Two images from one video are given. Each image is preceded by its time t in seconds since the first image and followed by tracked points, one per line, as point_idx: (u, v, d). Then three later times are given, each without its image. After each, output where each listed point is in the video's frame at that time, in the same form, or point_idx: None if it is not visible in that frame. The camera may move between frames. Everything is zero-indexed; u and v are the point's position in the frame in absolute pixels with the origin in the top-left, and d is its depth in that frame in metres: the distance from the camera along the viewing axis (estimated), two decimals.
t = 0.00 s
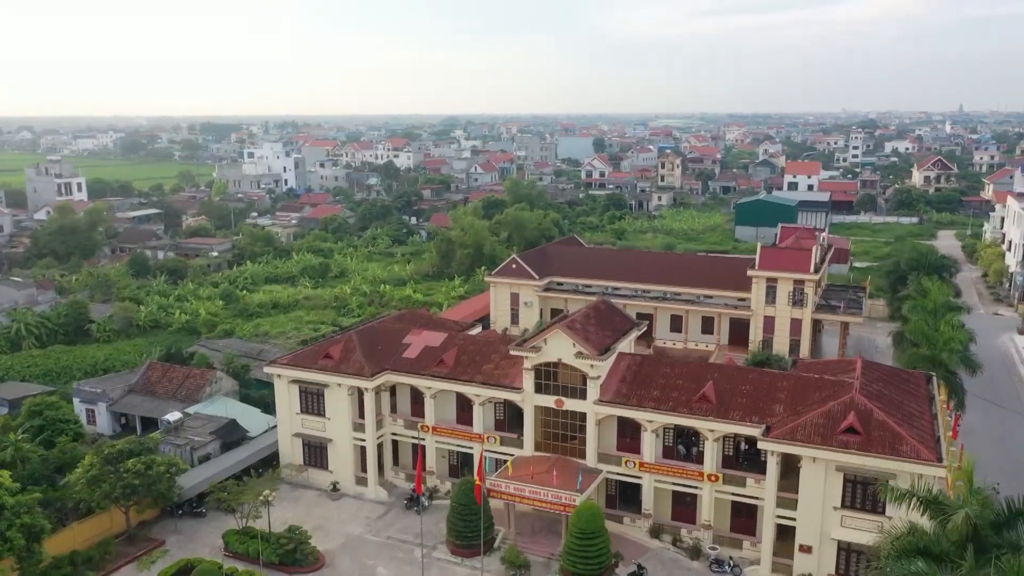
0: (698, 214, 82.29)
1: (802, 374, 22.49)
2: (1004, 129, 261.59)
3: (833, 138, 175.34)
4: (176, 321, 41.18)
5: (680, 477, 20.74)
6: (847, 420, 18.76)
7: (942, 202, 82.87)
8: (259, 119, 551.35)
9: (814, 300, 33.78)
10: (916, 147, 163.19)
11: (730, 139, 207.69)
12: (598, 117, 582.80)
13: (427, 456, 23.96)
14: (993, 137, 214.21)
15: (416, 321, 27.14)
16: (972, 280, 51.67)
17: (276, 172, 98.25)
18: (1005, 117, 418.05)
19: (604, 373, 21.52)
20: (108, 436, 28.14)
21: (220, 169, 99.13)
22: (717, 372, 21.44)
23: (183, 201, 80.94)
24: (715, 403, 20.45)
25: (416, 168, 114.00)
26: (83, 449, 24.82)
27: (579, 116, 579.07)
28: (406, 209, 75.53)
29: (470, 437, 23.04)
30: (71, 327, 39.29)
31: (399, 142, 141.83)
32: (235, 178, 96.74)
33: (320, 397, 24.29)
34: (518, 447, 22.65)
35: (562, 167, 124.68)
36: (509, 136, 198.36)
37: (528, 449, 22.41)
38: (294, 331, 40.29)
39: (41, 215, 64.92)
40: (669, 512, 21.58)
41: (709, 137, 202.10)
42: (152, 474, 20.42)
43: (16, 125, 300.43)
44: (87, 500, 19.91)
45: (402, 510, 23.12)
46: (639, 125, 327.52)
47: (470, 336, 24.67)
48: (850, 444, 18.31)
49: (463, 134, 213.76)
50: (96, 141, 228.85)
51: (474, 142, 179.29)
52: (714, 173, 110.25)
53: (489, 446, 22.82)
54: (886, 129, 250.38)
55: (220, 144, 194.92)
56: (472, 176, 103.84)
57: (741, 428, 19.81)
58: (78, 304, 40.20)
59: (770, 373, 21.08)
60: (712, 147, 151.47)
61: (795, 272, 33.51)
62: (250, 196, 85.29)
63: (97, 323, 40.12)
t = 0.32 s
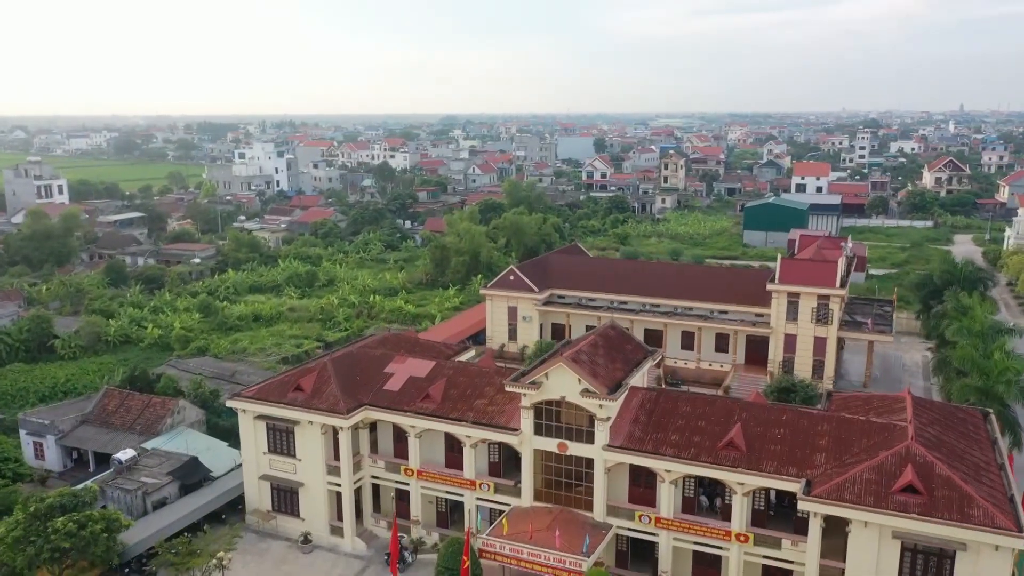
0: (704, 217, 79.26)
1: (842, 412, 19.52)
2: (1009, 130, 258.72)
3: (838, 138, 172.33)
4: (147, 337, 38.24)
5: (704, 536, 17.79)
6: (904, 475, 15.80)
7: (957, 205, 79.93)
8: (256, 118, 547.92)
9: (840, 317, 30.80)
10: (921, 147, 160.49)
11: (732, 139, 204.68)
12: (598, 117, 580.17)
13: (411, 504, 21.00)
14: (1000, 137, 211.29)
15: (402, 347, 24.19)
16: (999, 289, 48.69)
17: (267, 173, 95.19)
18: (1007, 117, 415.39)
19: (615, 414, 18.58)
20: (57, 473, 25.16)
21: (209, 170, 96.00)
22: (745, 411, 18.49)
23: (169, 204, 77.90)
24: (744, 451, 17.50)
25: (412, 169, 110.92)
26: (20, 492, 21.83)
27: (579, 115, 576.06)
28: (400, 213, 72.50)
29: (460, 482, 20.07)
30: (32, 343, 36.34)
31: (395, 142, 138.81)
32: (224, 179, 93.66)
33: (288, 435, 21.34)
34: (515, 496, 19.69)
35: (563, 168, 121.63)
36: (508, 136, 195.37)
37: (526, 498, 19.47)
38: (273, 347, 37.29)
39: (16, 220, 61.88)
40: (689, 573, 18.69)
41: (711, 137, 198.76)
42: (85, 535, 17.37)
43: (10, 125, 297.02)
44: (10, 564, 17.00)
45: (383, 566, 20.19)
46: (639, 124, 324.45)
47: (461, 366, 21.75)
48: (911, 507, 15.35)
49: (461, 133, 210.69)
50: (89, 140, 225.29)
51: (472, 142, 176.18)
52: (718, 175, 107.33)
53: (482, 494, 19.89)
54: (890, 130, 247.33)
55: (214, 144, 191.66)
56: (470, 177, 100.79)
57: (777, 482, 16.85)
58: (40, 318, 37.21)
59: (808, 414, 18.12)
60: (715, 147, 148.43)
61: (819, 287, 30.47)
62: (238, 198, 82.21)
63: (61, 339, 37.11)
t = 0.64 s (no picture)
0: (706, 218, 78.58)
1: (852, 421, 18.91)
2: (1010, 130, 258.01)
3: (839, 138, 171.64)
4: (141, 340, 37.65)
5: (711, 551, 17.16)
6: (919, 490, 15.18)
7: (960, 205, 79.26)
8: (256, 118, 547.46)
9: (846, 322, 30.18)
10: (922, 147, 159.92)
11: (733, 138, 204.05)
12: (597, 116, 579.67)
13: (407, 515, 20.37)
14: (1002, 136, 210.73)
15: (398, 353, 23.58)
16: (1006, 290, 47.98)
17: (265, 173, 94.51)
18: (1007, 117, 415.56)
19: (617, 424, 17.96)
20: (46, 482, 24.56)
21: (207, 169, 95.44)
22: (752, 421, 17.88)
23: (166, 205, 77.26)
24: (752, 463, 16.86)
25: (411, 169, 110.26)
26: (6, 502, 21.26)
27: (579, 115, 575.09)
28: (399, 213, 71.84)
29: (458, 494, 19.45)
30: (23, 347, 35.71)
31: (395, 142, 138.22)
32: (223, 180, 93.09)
33: (280, 445, 20.72)
34: (514, 509, 19.06)
35: (563, 168, 120.91)
36: (508, 135, 194.77)
37: (526, 511, 18.84)
38: (269, 351, 36.65)
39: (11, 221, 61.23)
40: None
41: (711, 137, 197.94)
42: (67, 551, 16.74)
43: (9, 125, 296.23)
44: None
45: None
46: (640, 124, 323.72)
47: (458, 373, 21.14)
48: (927, 523, 14.74)
49: (460, 133, 209.93)
50: (87, 139, 224.42)
51: (472, 142, 175.59)
52: (719, 175, 106.66)
53: (480, 506, 19.26)
54: (891, 130, 246.69)
55: (212, 144, 190.86)
56: (470, 177, 100.25)
57: (787, 496, 16.24)
58: (31, 320, 36.57)
59: (817, 424, 17.51)
60: (716, 147, 147.79)
61: (824, 290, 29.84)
62: (235, 199, 81.53)
63: (53, 342, 36.50)
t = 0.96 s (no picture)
0: (707, 219, 77.87)
1: (863, 433, 18.24)
2: (1011, 130, 257.25)
3: (840, 138, 170.96)
4: (134, 344, 36.94)
5: (720, 569, 16.45)
6: (937, 508, 14.47)
7: (965, 206, 78.52)
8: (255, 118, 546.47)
9: (853, 327, 29.44)
10: (923, 147, 159.32)
11: (733, 138, 203.30)
12: (597, 116, 578.92)
13: (403, 529, 19.67)
14: (1004, 136, 210.09)
15: (394, 361, 22.91)
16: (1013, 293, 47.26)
17: (263, 174, 93.71)
18: (1007, 117, 414.77)
19: (621, 437, 17.26)
20: (31, 492, 23.85)
21: (204, 169, 94.67)
22: (761, 434, 17.17)
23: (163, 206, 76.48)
24: (761, 478, 16.16)
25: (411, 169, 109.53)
26: None
27: (579, 114, 574.31)
28: (398, 214, 71.12)
29: (454, 508, 18.77)
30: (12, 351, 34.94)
31: (394, 142, 137.33)
32: (220, 180, 92.38)
33: (270, 457, 20.01)
34: (513, 524, 18.36)
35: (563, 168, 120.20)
36: (508, 135, 194.13)
37: (526, 526, 18.14)
38: (265, 355, 35.95)
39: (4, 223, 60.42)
40: None
41: (712, 137, 197.03)
42: (47, 570, 15.98)
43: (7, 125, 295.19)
44: None
45: None
46: (640, 124, 323.04)
47: (455, 382, 20.46)
48: (946, 544, 14.03)
49: (459, 133, 209.16)
50: (85, 139, 223.34)
51: (471, 142, 174.89)
52: (721, 175, 105.92)
53: (477, 520, 18.57)
54: (891, 129, 246.05)
55: (210, 145, 189.82)
56: (469, 177, 99.53)
57: (797, 513, 15.55)
58: (21, 324, 35.82)
59: (828, 437, 16.84)
60: (717, 147, 147.09)
61: (831, 294, 29.11)
62: (232, 199, 80.76)
63: (43, 346, 35.77)
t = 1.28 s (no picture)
0: (708, 220, 77.24)
1: (875, 445, 17.63)
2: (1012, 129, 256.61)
3: (841, 138, 170.37)
4: (127, 348, 36.33)
5: None
6: (955, 526, 13.83)
7: (969, 207, 77.84)
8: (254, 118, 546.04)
9: (859, 331, 28.80)
10: (924, 146, 158.79)
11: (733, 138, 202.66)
12: (597, 115, 578.33)
13: (398, 542, 19.04)
14: (1003, 136, 209.75)
15: (390, 369, 22.28)
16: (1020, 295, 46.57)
17: (261, 174, 93.03)
18: (1007, 116, 414.19)
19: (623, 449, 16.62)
20: (17, 502, 23.23)
21: (202, 170, 94.03)
22: (769, 447, 16.53)
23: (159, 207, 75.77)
24: (770, 493, 15.51)
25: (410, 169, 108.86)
26: None
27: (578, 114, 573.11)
28: (396, 215, 70.47)
29: (451, 522, 18.13)
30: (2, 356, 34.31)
31: (394, 142, 136.69)
32: (218, 180, 91.71)
33: (261, 468, 19.38)
34: (511, 539, 17.72)
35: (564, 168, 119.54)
36: (508, 135, 193.62)
37: (525, 541, 17.50)
38: (259, 359, 35.32)
39: None
40: None
41: (712, 137, 196.40)
42: None
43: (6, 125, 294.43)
44: None
45: None
46: (640, 124, 322.35)
47: (452, 390, 19.82)
48: (965, 564, 13.38)
49: (459, 133, 208.47)
50: (84, 139, 222.48)
51: (471, 142, 174.35)
52: (723, 176, 105.29)
53: (474, 534, 17.94)
54: (892, 130, 245.49)
55: (209, 145, 189.04)
56: (469, 178, 98.89)
57: (808, 529, 14.91)
58: (12, 328, 35.18)
59: (839, 449, 16.20)
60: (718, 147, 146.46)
61: (836, 298, 28.48)
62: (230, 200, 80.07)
63: (35, 350, 35.16)
